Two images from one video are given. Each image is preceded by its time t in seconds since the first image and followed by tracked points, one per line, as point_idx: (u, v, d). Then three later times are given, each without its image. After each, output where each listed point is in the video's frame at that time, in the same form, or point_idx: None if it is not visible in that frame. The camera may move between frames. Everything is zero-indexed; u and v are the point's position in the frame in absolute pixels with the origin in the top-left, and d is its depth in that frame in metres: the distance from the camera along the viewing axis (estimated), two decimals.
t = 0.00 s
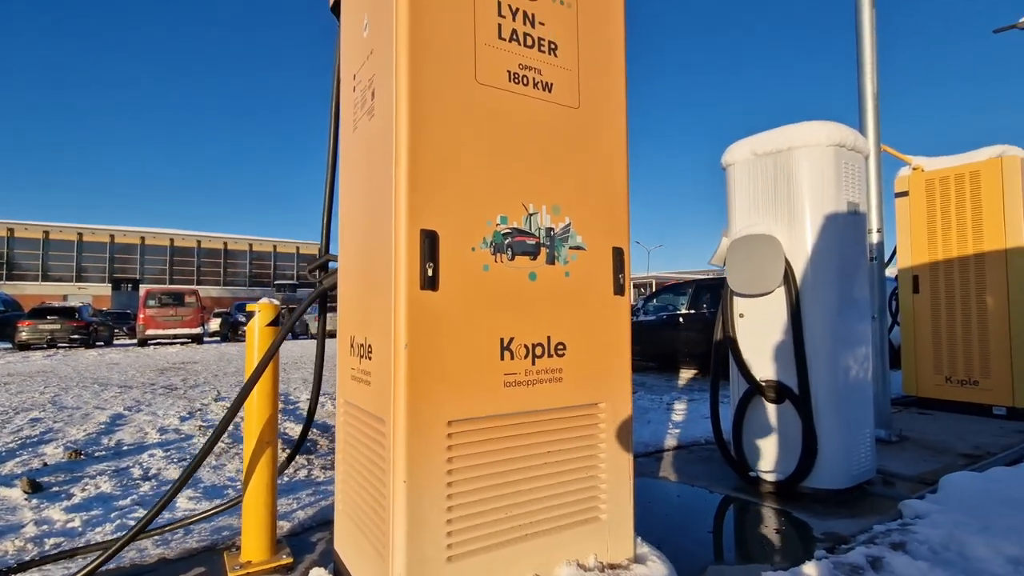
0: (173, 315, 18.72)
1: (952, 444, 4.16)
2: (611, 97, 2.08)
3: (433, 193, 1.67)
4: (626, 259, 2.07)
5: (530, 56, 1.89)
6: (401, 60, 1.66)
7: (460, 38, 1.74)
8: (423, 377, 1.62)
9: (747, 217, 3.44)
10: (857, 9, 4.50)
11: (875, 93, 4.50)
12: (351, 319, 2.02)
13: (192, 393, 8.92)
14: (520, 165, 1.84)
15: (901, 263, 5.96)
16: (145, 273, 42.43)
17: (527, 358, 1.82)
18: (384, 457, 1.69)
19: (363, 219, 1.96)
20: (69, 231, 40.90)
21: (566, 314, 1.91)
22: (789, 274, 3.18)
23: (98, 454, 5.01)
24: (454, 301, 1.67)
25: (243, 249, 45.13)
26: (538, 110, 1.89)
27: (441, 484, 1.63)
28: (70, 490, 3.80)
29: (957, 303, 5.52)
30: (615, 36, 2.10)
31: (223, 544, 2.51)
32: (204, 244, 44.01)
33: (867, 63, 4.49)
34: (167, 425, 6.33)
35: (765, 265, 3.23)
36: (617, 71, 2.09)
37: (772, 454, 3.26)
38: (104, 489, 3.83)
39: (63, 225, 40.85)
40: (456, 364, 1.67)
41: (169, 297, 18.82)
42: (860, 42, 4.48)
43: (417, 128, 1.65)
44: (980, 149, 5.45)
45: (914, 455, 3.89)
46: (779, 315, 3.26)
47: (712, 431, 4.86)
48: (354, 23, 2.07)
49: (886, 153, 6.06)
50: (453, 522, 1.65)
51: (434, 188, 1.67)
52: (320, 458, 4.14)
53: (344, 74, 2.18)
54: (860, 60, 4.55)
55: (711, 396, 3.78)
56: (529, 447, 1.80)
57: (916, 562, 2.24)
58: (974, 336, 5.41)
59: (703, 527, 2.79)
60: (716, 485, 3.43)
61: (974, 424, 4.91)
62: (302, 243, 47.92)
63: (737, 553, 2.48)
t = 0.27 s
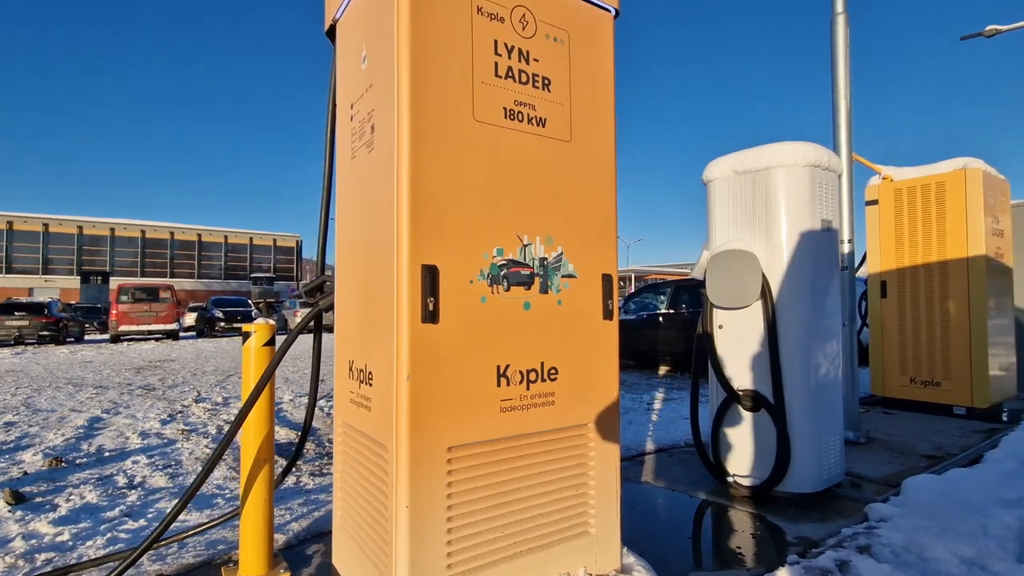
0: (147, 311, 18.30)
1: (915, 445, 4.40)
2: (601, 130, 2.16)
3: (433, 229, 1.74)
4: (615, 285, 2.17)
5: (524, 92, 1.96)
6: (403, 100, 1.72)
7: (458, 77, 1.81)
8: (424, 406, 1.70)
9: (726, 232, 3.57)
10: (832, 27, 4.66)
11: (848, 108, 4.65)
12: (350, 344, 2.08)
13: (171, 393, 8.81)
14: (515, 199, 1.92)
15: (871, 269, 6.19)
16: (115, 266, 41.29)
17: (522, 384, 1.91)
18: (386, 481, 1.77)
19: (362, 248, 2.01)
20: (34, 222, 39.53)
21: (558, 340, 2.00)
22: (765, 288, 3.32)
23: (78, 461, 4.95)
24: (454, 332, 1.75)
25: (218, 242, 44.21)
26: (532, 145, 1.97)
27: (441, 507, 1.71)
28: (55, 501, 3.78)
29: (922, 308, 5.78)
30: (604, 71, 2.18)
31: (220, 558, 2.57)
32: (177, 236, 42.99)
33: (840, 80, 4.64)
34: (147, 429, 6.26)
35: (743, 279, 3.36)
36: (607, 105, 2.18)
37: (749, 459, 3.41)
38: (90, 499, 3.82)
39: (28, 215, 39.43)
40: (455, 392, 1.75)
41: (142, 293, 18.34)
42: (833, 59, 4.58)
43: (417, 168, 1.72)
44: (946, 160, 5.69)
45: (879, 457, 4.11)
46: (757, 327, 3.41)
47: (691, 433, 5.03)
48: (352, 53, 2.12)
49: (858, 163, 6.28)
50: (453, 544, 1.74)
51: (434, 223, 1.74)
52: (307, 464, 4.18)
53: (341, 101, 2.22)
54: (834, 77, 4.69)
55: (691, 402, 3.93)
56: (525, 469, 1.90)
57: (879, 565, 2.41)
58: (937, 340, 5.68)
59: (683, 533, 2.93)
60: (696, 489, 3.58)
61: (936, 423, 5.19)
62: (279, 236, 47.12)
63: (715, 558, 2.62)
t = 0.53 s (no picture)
0: (115, 308, 17.81)
1: (875, 443, 4.67)
2: (587, 161, 2.27)
3: (431, 262, 1.83)
4: (599, 308, 2.29)
5: (515, 128, 2.06)
6: (401, 139, 1.80)
7: (453, 115, 1.89)
8: (423, 430, 1.79)
9: (702, 245, 3.73)
10: (802, 43, 4.85)
11: (816, 122, 4.86)
12: (347, 367, 2.16)
13: (146, 395, 8.67)
14: (507, 230, 2.02)
15: (836, 272, 6.47)
16: (78, 259, 39.90)
17: (513, 406, 2.02)
18: (385, 501, 1.86)
19: (358, 275, 2.09)
20: None
21: (547, 362, 2.12)
22: (739, 300, 3.50)
23: (56, 470, 4.88)
24: (450, 359, 1.85)
25: (188, 234, 43.08)
26: (522, 177, 2.07)
27: (439, 525, 1.82)
28: (36, 514, 3.75)
29: (883, 311, 6.08)
30: (589, 104, 2.29)
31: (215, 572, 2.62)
32: (144, 228, 41.72)
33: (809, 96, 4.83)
34: (124, 434, 6.19)
35: (718, 292, 3.53)
36: (592, 136, 2.29)
37: (722, 462, 3.60)
38: (73, 511, 3.80)
39: None
40: (452, 416, 1.85)
41: (111, 288, 17.90)
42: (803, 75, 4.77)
43: (415, 204, 1.80)
44: (907, 170, 5.98)
45: (842, 455, 4.36)
46: (730, 337, 3.59)
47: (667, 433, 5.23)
48: (347, 84, 2.18)
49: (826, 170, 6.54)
50: (450, 559, 1.84)
51: (431, 257, 1.83)
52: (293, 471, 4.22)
53: (336, 128, 2.28)
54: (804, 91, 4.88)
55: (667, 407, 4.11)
56: (516, 485, 2.02)
57: (840, 562, 2.61)
58: (897, 341, 5.99)
59: (661, 534, 3.09)
60: (672, 490, 3.76)
61: (895, 420, 5.50)
62: (251, 228, 46.13)
63: (691, 559, 2.79)
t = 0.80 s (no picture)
0: (84, 307, 17.32)
1: (840, 440, 4.92)
2: (572, 182, 2.39)
3: (426, 283, 1.92)
4: (583, 322, 2.41)
5: (504, 152, 2.16)
6: (397, 167, 1.88)
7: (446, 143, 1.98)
8: (419, 443, 1.89)
9: (679, 255, 3.88)
10: (774, 58, 5.06)
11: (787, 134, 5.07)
12: (341, 382, 2.23)
13: (121, 398, 8.53)
14: (497, 251, 2.12)
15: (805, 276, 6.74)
16: (42, 254, 38.55)
17: (503, 418, 2.13)
18: (382, 510, 1.96)
19: (353, 293, 2.16)
20: None
21: (534, 374, 2.23)
22: (713, 308, 3.67)
23: (33, 477, 4.82)
24: (444, 375, 1.95)
25: (158, 229, 41.99)
26: (511, 200, 2.17)
27: (434, 532, 1.92)
28: (18, 523, 3.72)
29: (849, 313, 6.37)
30: (574, 128, 2.40)
31: None
32: (111, 223, 40.51)
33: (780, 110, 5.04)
34: (102, 439, 6.11)
35: (694, 300, 3.69)
36: (577, 158, 2.40)
37: (697, 462, 3.77)
38: (56, 520, 3.79)
39: None
40: (446, 429, 1.95)
41: (78, 288, 17.25)
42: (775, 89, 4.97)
43: (411, 229, 1.89)
44: (872, 179, 6.27)
45: (810, 453, 4.59)
46: (705, 343, 3.76)
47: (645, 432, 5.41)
48: (341, 107, 2.25)
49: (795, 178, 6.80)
50: (444, 564, 1.95)
51: (426, 278, 1.92)
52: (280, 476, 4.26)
53: (329, 148, 2.34)
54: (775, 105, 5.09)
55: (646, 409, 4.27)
56: (505, 492, 2.13)
57: (806, 556, 2.80)
58: (861, 341, 6.29)
59: (639, 532, 3.25)
60: (650, 489, 3.92)
61: (859, 418, 5.78)
62: (224, 223, 45.16)
63: (668, 555, 2.95)
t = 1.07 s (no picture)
0: (49, 306, 16.80)
1: (804, 438, 5.19)
2: (555, 199, 2.53)
3: (419, 296, 2.04)
4: (565, 330, 2.55)
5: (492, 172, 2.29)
6: (393, 187, 2.00)
7: (438, 164, 2.11)
8: (412, 446, 2.01)
9: (655, 263, 4.07)
10: (745, 75, 5.30)
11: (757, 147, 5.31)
12: (334, 389, 2.33)
13: (92, 401, 8.38)
14: (485, 265, 2.25)
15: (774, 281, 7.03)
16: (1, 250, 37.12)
17: (490, 422, 2.26)
18: (376, 510, 2.07)
19: (347, 304, 2.26)
20: None
21: (519, 381, 2.37)
22: (686, 315, 3.86)
23: (8, 482, 4.76)
24: (436, 383, 2.07)
25: (126, 225, 40.84)
26: (499, 217, 2.30)
27: (426, 531, 2.04)
28: None
29: (814, 317, 6.68)
30: (557, 147, 2.54)
31: None
32: (76, 218, 39.20)
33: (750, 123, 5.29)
34: (76, 443, 6.03)
35: (668, 307, 3.87)
36: (560, 176, 2.54)
37: (670, 461, 3.96)
38: (36, 525, 3.78)
39: None
40: (436, 434, 2.08)
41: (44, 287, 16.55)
42: (745, 104, 5.21)
43: (405, 245, 2.01)
44: (836, 190, 6.59)
45: (776, 451, 4.84)
46: (679, 348, 3.95)
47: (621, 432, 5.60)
48: (336, 126, 2.34)
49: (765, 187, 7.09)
50: (434, 561, 2.07)
51: (419, 292, 2.04)
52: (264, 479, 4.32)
53: (323, 164, 2.43)
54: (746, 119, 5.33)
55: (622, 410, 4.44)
56: (492, 492, 2.26)
57: (769, 548, 3.00)
58: (825, 344, 6.60)
59: (616, 528, 3.42)
60: (626, 487, 4.10)
61: (822, 417, 6.08)
62: (195, 220, 44.13)
63: (642, 549, 3.12)
